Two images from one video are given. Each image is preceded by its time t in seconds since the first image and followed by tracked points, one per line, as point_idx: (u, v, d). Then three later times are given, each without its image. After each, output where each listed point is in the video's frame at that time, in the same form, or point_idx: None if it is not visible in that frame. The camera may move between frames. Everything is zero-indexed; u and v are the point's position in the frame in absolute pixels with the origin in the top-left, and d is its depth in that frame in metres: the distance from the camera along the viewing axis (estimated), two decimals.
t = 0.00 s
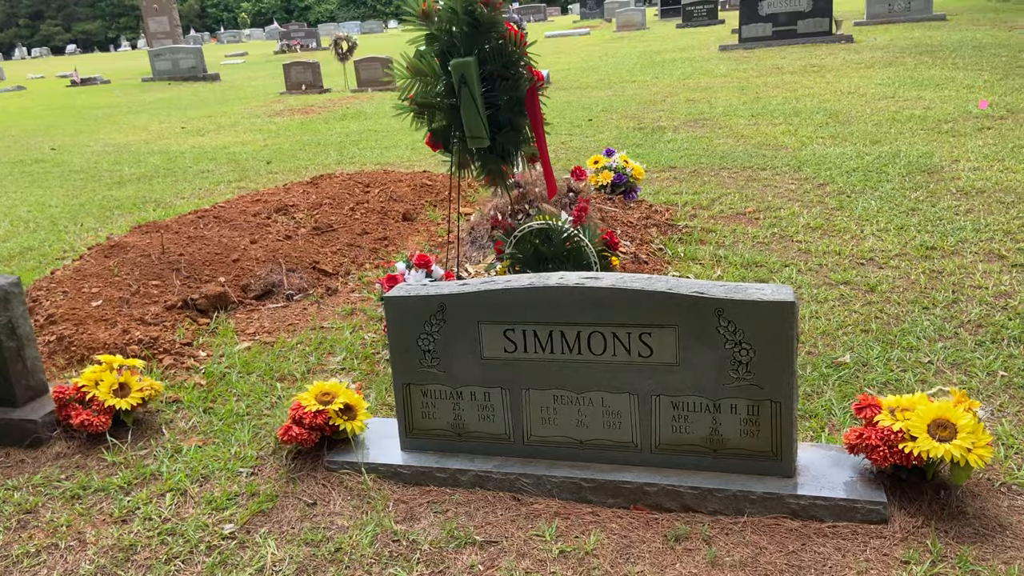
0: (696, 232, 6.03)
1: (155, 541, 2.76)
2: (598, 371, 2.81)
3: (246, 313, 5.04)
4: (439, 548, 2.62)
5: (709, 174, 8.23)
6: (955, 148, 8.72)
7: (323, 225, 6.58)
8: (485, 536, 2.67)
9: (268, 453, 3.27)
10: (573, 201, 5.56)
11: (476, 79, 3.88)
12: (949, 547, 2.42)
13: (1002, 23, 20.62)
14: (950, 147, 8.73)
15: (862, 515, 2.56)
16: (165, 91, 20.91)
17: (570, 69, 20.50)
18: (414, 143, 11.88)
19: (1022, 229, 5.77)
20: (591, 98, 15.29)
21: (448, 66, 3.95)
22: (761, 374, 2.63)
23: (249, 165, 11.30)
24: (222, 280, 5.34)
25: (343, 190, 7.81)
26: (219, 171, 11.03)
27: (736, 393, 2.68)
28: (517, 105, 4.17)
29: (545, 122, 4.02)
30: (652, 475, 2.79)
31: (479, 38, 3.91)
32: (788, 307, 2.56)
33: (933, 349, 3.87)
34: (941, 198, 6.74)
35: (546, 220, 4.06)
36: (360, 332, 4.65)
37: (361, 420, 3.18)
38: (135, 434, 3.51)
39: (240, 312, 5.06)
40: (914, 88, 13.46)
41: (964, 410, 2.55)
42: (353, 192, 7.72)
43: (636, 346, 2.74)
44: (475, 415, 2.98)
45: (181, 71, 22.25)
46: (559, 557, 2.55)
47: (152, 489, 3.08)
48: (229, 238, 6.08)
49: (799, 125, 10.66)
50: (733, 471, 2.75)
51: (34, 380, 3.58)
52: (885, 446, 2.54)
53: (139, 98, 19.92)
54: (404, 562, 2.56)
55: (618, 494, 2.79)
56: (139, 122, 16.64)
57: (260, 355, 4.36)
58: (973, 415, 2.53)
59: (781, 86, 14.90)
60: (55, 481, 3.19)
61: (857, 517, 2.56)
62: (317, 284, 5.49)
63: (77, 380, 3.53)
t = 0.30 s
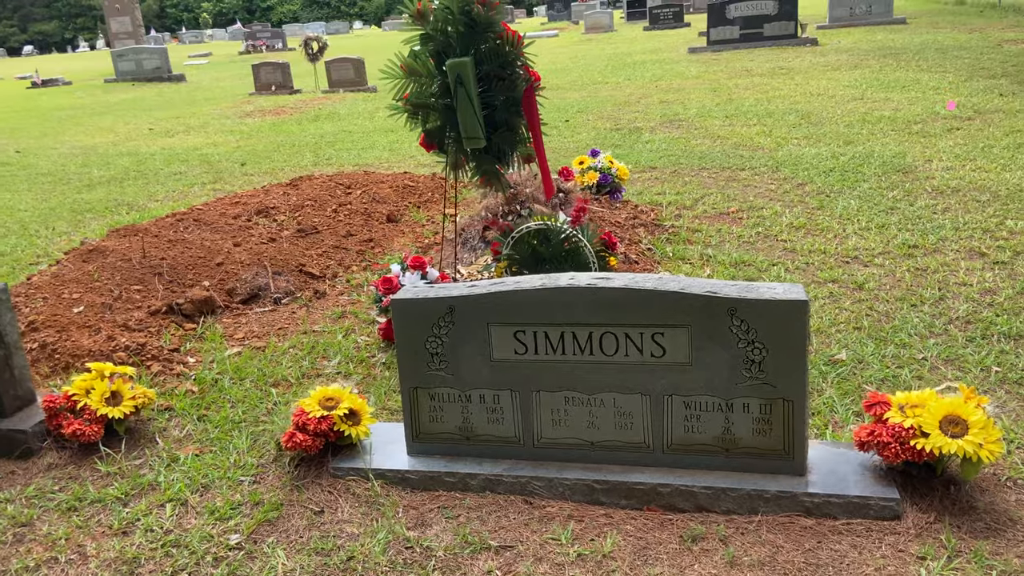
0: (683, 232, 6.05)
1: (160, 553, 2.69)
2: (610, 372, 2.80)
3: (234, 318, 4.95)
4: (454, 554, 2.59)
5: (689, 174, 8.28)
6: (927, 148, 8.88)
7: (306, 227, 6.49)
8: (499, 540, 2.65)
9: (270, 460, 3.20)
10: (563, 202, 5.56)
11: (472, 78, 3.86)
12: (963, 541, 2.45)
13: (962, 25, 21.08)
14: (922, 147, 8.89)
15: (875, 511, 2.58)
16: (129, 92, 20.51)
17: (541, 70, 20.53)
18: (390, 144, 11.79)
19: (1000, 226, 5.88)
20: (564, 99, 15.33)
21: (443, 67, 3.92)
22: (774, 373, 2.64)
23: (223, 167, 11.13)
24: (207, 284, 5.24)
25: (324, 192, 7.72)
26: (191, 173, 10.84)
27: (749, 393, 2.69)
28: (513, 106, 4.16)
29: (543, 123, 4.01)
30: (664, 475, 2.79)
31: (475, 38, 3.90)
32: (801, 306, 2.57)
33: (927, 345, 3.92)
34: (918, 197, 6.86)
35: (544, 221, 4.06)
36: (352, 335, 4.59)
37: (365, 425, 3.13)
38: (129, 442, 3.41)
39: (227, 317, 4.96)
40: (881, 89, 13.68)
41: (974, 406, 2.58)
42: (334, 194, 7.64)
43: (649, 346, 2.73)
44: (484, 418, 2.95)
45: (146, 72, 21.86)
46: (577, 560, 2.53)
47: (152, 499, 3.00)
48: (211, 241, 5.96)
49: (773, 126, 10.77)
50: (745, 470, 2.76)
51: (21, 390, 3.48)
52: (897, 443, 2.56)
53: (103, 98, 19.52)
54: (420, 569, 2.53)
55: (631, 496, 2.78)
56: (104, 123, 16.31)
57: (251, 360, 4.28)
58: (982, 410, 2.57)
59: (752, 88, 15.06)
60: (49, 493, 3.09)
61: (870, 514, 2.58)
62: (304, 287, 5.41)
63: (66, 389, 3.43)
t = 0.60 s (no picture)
0: (672, 230, 6.09)
1: (173, 559, 2.63)
2: (627, 367, 2.80)
3: (225, 320, 4.86)
4: (477, 553, 2.57)
5: (672, 173, 8.33)
6: (902, 147, 9.04)
7: (291, 228, 6.40)
8: (521, 538, 2.63)
9: (278, 462, 3.15)
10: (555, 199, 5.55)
11: (473, 75, 3.84)
12: (981, 528, 2.49)
13: (924, 27, 21.52)
14: (897, 146, 9.05)
15: (893, 501, 2.61)
16: (93, 93, 20.08)
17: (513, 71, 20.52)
18: (367, 144, 11.69)
19: (980, 223, 6.01)
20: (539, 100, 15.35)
21: (443, 64, 3.90)
22: (792, 366, 2.66)
23: (197, 168, 10.95)
24: (195, 285, 5.14)
25: (305, 192, 7.62)
26: (165, 174, 10.65)
27: (766, 386, 2.71)
28: (513, 103, 4.14)
29: (544, 121, 4.01)
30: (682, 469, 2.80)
31: (475, 36, 3.89)
32: (819, 299, 2.59)
33: (923, 339, 3.99)
34: (898, 194, 6.97)
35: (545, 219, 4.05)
36: (348, 335, 4.54)
37: (376, 425, 3.09)
38: (130, 446, 3.33)
39: (218, 319, 4.87)
40: (852, 90, 13.90)
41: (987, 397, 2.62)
42: (316, 194, 7.55)
43: (667, 341, 2.73)
44: (499, 416, 2.94)
45: (110, 72, 21.45)
46: (601, 555, 2.53)
47: (159, 504, 2.93)
48: (196, 242, 5.85)
49: (750, 126, 10.89)
50: (761, 463, 2.78)
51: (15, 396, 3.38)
52: (913, 434, 2.60)
53: (65, 99, 19.09)
54: (443, 569, 2.51)
55: (650, 491, 2.78)
56: (69, 124, 15.95)
57: (248, 362, 4.21)
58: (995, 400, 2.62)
59: (725, 88, 15.20)
60: (50, 500, 3.00)
61: (888, 504, 2.61)
62: (294, 288, 5.33)
63: (64, 393, 3.33)
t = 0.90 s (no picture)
0: (657, 229, 6.13)
1: (182, 565, 2.58)
2: (637, 364, 2.80)
3: (212, 322, 4.78)
4: (493, 552, 2.56)
5: (651, 172, 8.39)
6: (874, 145, 9.21)
7: (274, 228, 6.31)
8: (536, 535, 2.63)
9: (282, 464, 3.11)
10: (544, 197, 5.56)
11: (467, 74, 3.79)
12: (988, 517, 2.54)
13: (886, 29, 21.95)
14: (870, 146, 9.21)
15: (901, 492, 2.65)
16: (54, 93, 19.62)
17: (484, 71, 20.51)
18: (341, 145, 11.59)
19: (957, 219, 6.14)
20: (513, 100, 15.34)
21: (438, 62, 3.88)
22: (801, 360, 2.69)
23: (168, 169, 10.75)
24: (180, 287, 5.04)
25: (285, 193, 7.53)
26: (135, 175, 10.45)
27: (776, 381, 2.73)
28: (507, 102, 4.07)
29: (540, 120, 4.00)
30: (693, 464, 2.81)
31: (470, 34, 3.87)
32: (828, 294, 2.63)
33: (913, 332, 4.07)
34: (875, 192, 7.10)
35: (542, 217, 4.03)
36: (341, 336, 4.49)
37: (382, 425, 3.06)
38: (126, 451, 3.26)
39: (205, 321, 4.78)
40: (821, 90, 14.11)
41: (992, 387, 2.68)
42: (296, 195, 7.46)
43: (677, 337, 2.75)
44: (508, 415, 2.93)
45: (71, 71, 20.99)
46: (618, 551, 2.53)
47: (162, 509, 2.87)
48: (178, 243, 5.74)
49: (724, 126, 11.00)
50: (770, 457, 2.80)
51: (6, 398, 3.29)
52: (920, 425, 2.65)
53: (26, 100, 18.64)
54: (460, 568, 2.49)
55: (661, 487, 2.79)
56: (31, 125, 15.56)
57: (240, 364, 4.15)
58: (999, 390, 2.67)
59: (696, 88, 15.34)
60: (47, 507, 2.92)
61: (897, 494, 2.66)
62: (282, 289, 5.26)
63: (56, 397, 3.25)
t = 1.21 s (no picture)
0: (641, 227, 6.12)
1: None
2: (649, 363, 2.76)
3: (194, 326, 4.63)
4: (510, 557, 2.50)
5: (630, 171, 8.39)
6: (846, 144, 9.32)
7: (252, 229, 6.16)
8: (552, 539, 2.57)
9: (283, 472, 3.01)
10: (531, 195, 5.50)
11: (461, 70, 3.73)
12: (1003, 510, 2.54)
13: (846, 31, 22.33)
14: (842, 144, 9.32)
15: (916, 487, 2.65)
16: (8, 93, 19.01)
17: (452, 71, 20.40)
18: (312, 145, 11.41)
19: (935, 215, 6.22)
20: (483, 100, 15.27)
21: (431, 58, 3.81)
22: (815, 356, 2.68)
23: (133, 169, 10.47)
24: (158, 291, 4.88)
25: (259, 193, 7.36)
26: (99, 176, 10.15)
27: (790, 377, 2.72)
28: (501, 99, 4.04)
29: (536, 118, 3.94)
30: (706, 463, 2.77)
31: (463, 29, 3.80)
32: (842, 289, 2.61)
33: (906, 327, 4.10)
34: (852, 190, 7.17)
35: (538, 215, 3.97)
36: (330, 339, 4.39)
37: (386, 429, 2.98)
38: (116, 460, 3.13)
39: (187, 325, 4.63)
40: (788, 90, 14.28)
41: (1004, 380, 2.69)
42: (271, 195, 7.29)
43: (690, 335, 2.71)
44: (518, 416, 2.86)
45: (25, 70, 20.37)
46: (638, 553, 2.49)
47: (159, 521, 2.76)
48: (153, 245, 5.57)
49: (697, 125, 11.06)
50: (783, 454, 2.78)
51: None
52: (934, 419, 2.65)
53: None
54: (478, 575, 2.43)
55: (675, 487, 2.76)
56: None
57: (228, 368, 4.02)
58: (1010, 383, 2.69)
59: (665, 88, 15.42)
60: (35, 521, 2.78)
61: (912, 489, 2.66)
62: (264, 291, 5.13)
63: (40, 406, 3.10)
